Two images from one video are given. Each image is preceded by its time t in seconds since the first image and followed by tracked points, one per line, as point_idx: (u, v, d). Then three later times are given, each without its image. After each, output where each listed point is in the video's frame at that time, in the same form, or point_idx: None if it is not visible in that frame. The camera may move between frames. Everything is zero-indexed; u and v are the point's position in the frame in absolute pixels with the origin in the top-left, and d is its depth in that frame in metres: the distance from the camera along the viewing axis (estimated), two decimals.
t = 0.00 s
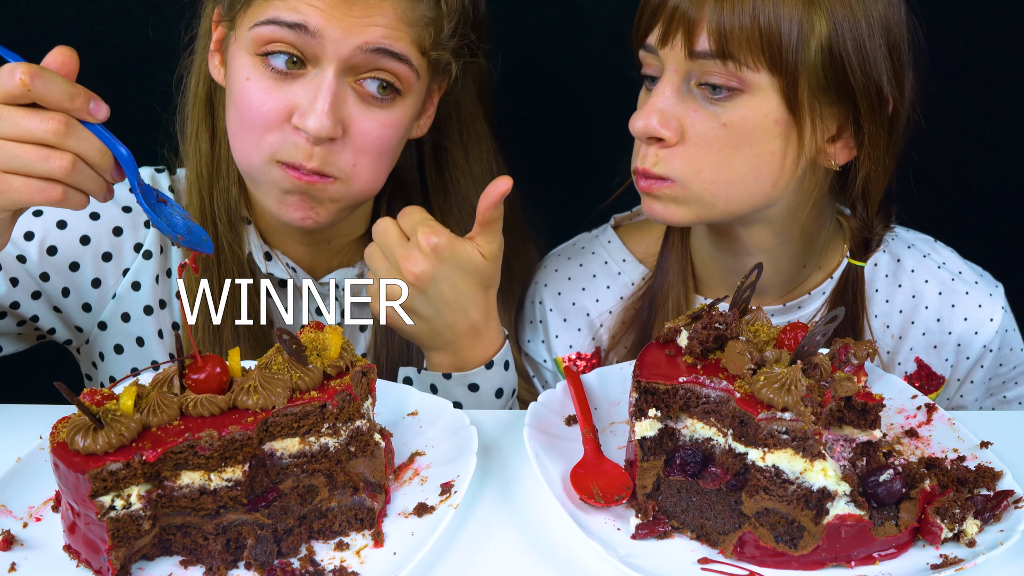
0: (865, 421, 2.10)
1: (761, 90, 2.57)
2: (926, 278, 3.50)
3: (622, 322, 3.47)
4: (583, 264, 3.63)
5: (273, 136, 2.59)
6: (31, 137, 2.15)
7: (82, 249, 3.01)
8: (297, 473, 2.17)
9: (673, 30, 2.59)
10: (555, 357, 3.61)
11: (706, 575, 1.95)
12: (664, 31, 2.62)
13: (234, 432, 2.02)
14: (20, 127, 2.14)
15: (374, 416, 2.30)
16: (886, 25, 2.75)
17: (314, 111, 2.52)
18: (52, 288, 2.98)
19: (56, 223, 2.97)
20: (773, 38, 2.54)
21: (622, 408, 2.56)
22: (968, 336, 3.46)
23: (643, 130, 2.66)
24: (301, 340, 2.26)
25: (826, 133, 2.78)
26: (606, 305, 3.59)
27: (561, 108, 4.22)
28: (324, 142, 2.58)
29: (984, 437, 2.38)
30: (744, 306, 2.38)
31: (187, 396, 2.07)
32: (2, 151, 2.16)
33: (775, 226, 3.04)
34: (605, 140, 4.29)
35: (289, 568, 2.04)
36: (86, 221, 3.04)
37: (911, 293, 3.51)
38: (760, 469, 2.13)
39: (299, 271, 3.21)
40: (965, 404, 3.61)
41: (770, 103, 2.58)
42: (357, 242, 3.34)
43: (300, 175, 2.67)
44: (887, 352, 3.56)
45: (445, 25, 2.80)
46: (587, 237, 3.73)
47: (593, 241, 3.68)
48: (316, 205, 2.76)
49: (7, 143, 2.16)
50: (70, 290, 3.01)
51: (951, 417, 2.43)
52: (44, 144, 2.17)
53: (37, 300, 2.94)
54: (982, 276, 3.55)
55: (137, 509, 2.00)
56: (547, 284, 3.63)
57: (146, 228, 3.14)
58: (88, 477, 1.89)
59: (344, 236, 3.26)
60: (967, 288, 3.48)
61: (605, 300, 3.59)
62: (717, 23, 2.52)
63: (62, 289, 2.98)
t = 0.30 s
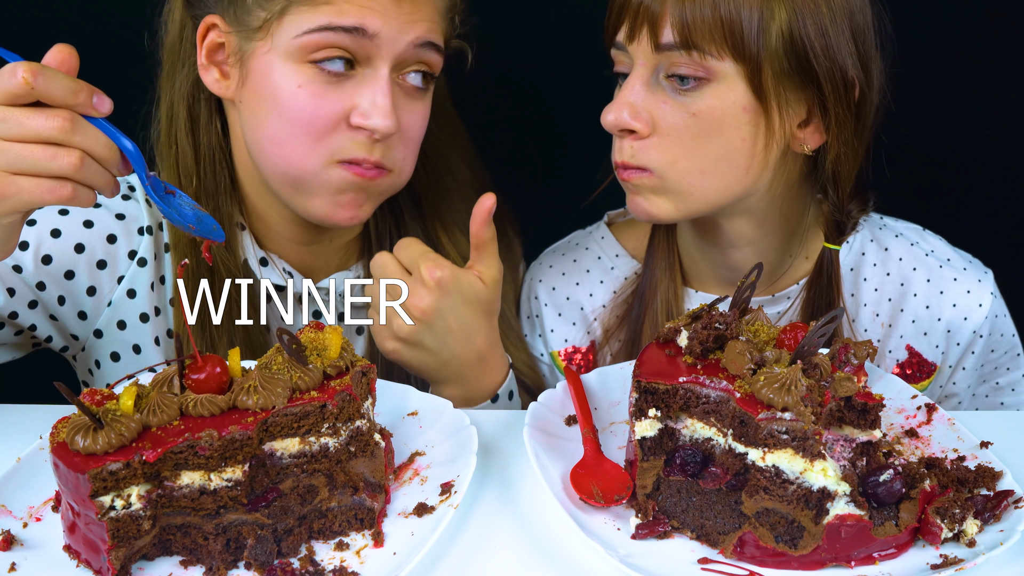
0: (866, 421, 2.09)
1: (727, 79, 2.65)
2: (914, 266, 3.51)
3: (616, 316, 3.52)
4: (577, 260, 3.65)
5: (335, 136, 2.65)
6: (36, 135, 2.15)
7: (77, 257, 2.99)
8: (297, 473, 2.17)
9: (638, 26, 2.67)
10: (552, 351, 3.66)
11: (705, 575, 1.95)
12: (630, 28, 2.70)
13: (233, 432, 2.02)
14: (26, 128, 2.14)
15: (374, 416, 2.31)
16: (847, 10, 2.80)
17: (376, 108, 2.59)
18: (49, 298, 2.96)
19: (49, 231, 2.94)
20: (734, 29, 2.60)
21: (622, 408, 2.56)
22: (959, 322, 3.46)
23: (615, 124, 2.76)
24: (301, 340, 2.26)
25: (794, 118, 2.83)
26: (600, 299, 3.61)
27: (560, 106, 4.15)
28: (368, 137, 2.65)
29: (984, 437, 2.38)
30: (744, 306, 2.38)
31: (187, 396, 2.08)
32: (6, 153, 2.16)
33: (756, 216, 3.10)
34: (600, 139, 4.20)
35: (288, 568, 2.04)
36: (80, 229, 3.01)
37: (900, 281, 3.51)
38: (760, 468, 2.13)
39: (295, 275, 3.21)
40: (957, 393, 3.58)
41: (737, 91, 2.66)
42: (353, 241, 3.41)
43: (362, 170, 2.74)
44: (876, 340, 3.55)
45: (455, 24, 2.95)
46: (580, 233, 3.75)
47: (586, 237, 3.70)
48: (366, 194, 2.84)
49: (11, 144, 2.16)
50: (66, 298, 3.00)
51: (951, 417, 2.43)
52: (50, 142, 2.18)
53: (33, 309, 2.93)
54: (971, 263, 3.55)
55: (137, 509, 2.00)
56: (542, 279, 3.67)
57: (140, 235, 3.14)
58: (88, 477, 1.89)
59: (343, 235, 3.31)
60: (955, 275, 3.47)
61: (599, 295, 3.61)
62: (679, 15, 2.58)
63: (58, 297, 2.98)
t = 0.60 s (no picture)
0: (866, 421, 2.09)
1: (703, 71, 2.68)
2: (903, 255, 3.50)
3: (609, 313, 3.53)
4: (570, 256, 3.65)
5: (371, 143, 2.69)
6: (51, 124, 2.21)
7: (66, 263, 3.02)
8: (296, 473, 2.17)
9: (614, 23, 2.70)
10: (547, 348, 3.66)
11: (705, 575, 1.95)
12: (606, 27, 2.73)
13: (233, 432, 2.02)
14: (43, 117, 2.20)
15: (374, 416, 2.31)
16: None
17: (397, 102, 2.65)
18: (39, 303, 3.00)
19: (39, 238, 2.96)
20: (706, 23, 2.63)
21: (622, 409, 2.56)
22: (947, 310, 3.47)
23: (593, 121, 2.80)
24: (301, 340, 2.27)
25: (770, 108, 2.86)
26: (593, 295, 3.61)
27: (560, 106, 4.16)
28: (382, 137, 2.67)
29: (984, 437, 2.38)
30: (744, 306, 2.38)
31: (187, 396, 2.07)
32: (23, 142, 2.20)
33: (743, 209, 3.10)
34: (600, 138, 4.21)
35: (289, 568, 2.04)
36: (70, 235, 3.03)
37: (888, 271, 3.51)
38: (760, 468, 2.13)
39: (285, 282, 3.26)
40: (947, 381, 3.59)
41: (713, 83, 2.69)
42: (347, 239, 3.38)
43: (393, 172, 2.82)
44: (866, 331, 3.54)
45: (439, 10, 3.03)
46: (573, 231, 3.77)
47: (578, 235, 3.71)
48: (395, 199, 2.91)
49: (27, 133, 2.20)
50: (56, 304, 3.03)
51: (950, 417, 2.43)
52: (66, 131, 2.23)
53: (24, 314, 2.98)
54: (958, 251, 3.56)
55: (137, 509, 2.00)
56: (536, 277, 3.66)
57: (130, 241, 3.16)
58: (88, 476, 1.89)
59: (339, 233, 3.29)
60: (943, 263, 3.48)
61: (592, 291, 3.61)
62: (653, 11, 2.60)
63: (49, 303, 3.01)
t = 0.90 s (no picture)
0: (865, 421, 2.09)
1: (709, 71, 2.68)
2: (900, 252, 3.51)
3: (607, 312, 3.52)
4: (568, 256, 3.65)
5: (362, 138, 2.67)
6: (40, 108, 2.22)
7: (65, 257, 3.01)
8: (296, 473, 2.17)
9: (618, 25, 2.69)
10: (545, 348, 3.65)
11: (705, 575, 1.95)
12: (611, 27, 2.71)
13: (233, 432, 2.02)
14: (32, 102, 2.21)
15: (374, 415, 2.31)
16: None
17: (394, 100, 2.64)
18: (37, 297, 2.98)
19: (38, 232, 2.95)
20: (712, 23, 2.63)
21: (622, 408, 2.56)
22: (945, 306, 3.46)
23: (600, 123, 2.77)
24: (301, 340, 2.26)
25: (774, 106, 2.88)
26: (591, 295, 3.61)
27: (556, 105, 4.16)
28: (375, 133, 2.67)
29: (984, 437, 2.38)
30: (744, 306, 2.38)
31: (187, 396, 2.07)
32: (13, 126, 2.21)
33: (743, 207, 3.11)
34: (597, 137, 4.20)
35: (289, 568, 2.04)
36: (69, 229, 3.04)
37: (886, 268, 3.51)
38: (760, 468, 2.13)
39: (284, 275, 3.26)
40: (944, 376, 3.60)
41: (719, 83, 2.69)
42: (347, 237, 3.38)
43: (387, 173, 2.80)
44: (864, 327, 3.54)
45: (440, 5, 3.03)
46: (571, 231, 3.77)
47: (576, 235, 3.71)
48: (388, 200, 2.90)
49: (18, 118, 2.22)
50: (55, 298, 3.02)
51: (951, 417, 2.43)
52: (55, 116, 2.23)
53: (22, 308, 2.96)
54: (956, 248, 3.55)
55: (137, 509, 2.00)
56: (533, 277, 3.67)
57: (129, 236, 3.17)
58: (88, 476, 1.89)
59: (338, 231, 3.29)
60: (940, 260, 3.48)
61: (590, 291, 3.61)
62: (659, 12, 2.60)
63: (47, 297, 3.00)
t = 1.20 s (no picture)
0: (865, 421, 2.09)
1: (743, 77, 2.66)
2: (902, 254, 3.51)
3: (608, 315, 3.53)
4: (567, 259, 3.66)
5: (314, 145, 2.61)
6: (107, 41, 2.16)
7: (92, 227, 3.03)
8: (296, 473, 2.17)
9: (652, 26, 2.64)
10: (544, 352, 3.64)
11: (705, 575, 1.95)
12: (643, 29, 2.67)
13: (233, 432, 2.02)
14: (99, 32, 2.15)
15: (374, 416, 2.31)
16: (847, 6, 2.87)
17: (354, 117, 2.52)
18: (59, 264, 2.97)
19: (69, 198, 2.97)
20: (749, 28, 2.62)
21: (622, 408, 2.56)
22: (946, 307, 3.47)
23: (635, 127, 2.70)
24: (301, 340, 2.26)
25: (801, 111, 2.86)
26: (591, 297, 3.63)
27: (562, 101, 4.14)
28: (364, 147, 2.61)
29: (984, 437, 2.38)
30: (744, 306, 2.38)
31: (187, 396, 2.08)
32: (75, 52, 2.15)
33: (754, 207, 3.12)
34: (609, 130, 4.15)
35: (289, 567, 2.04)
36: (99, 201, 3.05)
37: (888, 269, 3.51)
38: (759, 468, 2.13)
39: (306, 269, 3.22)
40: (946, 378, 3.57)
41: (753, 89, 2.68)
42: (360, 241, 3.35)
43: (342, 183, 2.72)
44: (867, 328, 3.52)
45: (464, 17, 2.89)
46: (570, 234, 3.76)
47: (576, 237, 3.70)
48: (353, 205, 2.81)
49: (80, 46, 2.16)
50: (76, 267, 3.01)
51: (950, 417, 2.43)
52: (119, 53, 2.16)
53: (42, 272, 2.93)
54: (956, 249, 3.58)
55: (137, 509, 2.00)
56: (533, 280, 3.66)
57: (157, 215, 3.18)
58: (88, 476, 1.89)
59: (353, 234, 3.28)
60: (942, 261, 3.50)
61: (590, 293, 3.63)
62: (697, 15, 2.58)
63: (69, 265, 2.99)
